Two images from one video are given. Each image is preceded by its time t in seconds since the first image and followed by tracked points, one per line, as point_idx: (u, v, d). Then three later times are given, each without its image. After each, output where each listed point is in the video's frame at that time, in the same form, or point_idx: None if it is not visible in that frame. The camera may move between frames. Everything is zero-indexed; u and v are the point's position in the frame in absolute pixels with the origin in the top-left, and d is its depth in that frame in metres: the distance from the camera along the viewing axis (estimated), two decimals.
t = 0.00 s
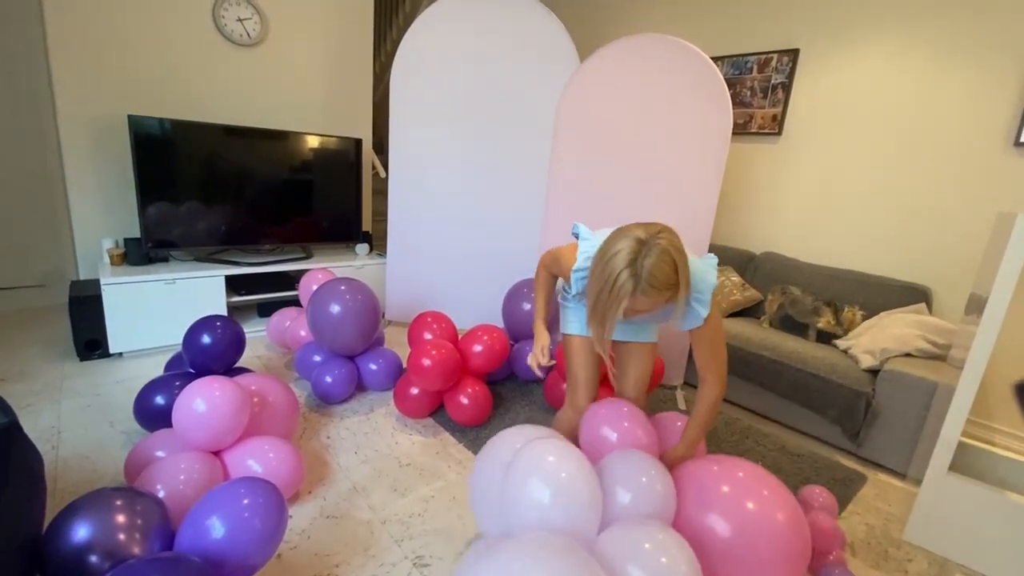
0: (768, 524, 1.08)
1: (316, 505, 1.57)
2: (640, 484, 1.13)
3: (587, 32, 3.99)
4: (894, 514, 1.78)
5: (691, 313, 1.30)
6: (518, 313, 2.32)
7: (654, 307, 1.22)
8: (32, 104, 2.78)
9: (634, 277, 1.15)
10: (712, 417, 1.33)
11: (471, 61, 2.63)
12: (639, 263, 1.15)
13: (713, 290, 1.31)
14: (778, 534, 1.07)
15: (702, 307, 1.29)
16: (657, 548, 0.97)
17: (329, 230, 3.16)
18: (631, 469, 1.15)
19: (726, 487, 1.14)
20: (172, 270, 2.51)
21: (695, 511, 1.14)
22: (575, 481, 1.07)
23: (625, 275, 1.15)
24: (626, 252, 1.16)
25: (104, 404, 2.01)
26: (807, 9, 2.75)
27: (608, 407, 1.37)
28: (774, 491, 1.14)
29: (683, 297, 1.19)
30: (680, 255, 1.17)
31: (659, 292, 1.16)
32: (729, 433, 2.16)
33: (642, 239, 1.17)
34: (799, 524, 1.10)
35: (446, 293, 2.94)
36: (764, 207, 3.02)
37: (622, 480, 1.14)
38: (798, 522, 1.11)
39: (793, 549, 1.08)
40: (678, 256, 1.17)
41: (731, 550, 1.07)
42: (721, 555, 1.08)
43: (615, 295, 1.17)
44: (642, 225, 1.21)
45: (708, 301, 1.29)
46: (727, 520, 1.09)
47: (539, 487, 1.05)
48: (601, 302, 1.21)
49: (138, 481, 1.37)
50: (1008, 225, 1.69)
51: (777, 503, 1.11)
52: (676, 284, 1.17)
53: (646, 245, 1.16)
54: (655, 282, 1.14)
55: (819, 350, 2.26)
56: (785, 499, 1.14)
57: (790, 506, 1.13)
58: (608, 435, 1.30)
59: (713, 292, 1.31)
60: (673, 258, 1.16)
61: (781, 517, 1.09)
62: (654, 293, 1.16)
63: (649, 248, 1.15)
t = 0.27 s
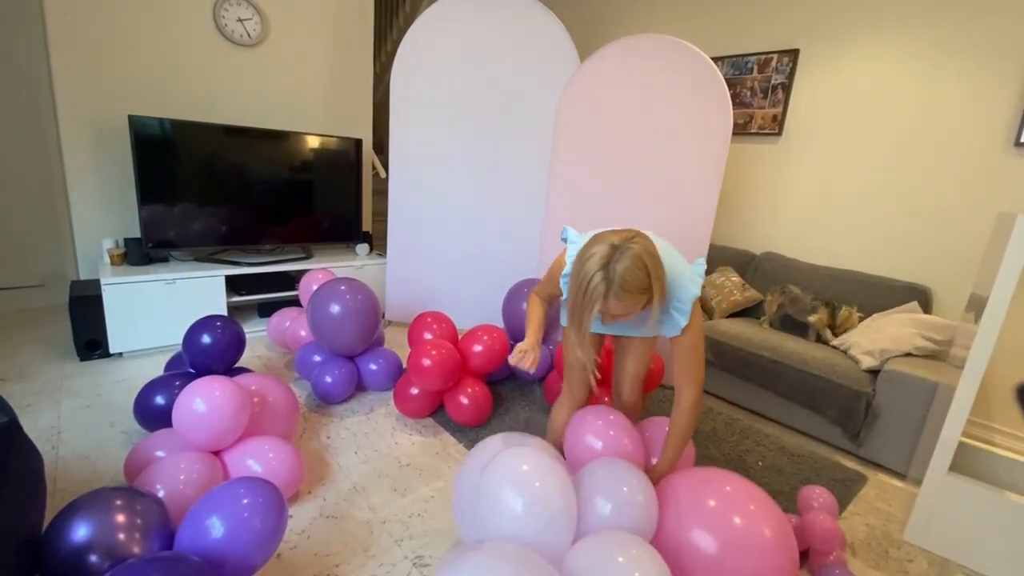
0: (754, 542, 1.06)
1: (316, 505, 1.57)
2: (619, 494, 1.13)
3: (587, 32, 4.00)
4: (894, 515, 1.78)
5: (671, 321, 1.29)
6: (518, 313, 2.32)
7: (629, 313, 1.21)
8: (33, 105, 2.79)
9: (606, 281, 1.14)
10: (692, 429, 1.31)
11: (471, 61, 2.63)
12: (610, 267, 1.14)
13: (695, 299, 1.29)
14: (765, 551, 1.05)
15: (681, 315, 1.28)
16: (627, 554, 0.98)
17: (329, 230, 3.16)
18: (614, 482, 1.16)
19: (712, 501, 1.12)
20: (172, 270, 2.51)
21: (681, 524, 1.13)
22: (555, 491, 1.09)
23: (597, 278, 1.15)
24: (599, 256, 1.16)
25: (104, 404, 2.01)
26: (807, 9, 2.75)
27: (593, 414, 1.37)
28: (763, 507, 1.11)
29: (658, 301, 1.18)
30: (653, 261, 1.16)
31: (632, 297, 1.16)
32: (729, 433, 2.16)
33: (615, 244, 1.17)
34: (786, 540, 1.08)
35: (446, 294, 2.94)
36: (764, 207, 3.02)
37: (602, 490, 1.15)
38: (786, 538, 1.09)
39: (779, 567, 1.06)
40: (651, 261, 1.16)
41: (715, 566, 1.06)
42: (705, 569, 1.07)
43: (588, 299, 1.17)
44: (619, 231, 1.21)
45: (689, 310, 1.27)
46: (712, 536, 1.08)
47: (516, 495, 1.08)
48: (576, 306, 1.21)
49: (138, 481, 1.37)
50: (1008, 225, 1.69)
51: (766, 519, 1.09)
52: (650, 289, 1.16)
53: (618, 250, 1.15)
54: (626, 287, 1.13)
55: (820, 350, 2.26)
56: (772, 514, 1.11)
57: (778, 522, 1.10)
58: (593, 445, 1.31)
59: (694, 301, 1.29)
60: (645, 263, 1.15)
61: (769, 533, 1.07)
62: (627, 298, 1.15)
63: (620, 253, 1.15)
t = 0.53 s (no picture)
0: (760, 562, 0.97)
1: (316, 505, 1.57)
2: (611, 504, 1.05)
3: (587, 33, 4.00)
4: (895, 516, 1.77)
5: (662, 310, 1.24)
6: (519, 314, 2.32)
7: (607, 303, 1.16)
8: (33, 106, 2.79)
9: (580, 267, 1.10)
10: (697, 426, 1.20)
11: (471, 62, 2.63)
12: (586, 253, 1.10)
13: (685, 286, 1.23)
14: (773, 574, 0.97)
15: (671, 301, 1.21)
16: None
17: (330, 230, 3.16)
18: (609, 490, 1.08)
19: (714, 515, 1.05)
20: (173, 270, 2.52)
21: (681, 541, 1.05)
22: (540, 500, 1.03)
23: (573, 264, 1.10)
24: (575, 242, 1.12)
25: (104, 405, 2.01)
26: (807, 10, 2.75)
27: (598, 408, 1.28)
28: (769, 524, 1.03)
29: (636, 289, 1.13)
30: (629, 245, 1.12)
31: (610, 284, 1.11)
32: (730, 434, 2.16)
33: (592, 230, 1.13)
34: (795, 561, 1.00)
35: (446, 294, 2.94)
36: (765, 208, 3.02)
37: (591, 498, 1.07)
38: (796, 560, 1.00)
39: None
40: (627, 246, 1.12)
41: None
42: None
43: (563, 288, 1.12)
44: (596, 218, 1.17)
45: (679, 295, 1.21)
46: (713, 554, 1.00)
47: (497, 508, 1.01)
48: (551, 297, 1.16)
49: (138, 482, 1.37)
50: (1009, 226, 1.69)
51: (773, 539, 1.00)
52: (626, 275, 1.12)
53: (595, 236, 1.12)
54: (600, 272, 1.09)
55: (820, 351, 2.26)
56: (780, 532, 1.03)
57: (787, 541, 1.01)
58: (596, 439, 1.22)
59: (684, 288, 1.23)
60: (621, 249, 1.11)
61: (778, 553, 0.99)
62: (602, 283, 1.10)
63: (597, 239, 1.11)
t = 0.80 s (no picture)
0: (766, 554, 0.97)
1: (317, 507, 1.57)
2: (633, 525, 0.94)
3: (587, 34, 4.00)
4: (896, 517, 1.77)
5: (658, 285, 1.28)
6: (519, 315, 2.32)
7: (591, 277, 1.20)
8: (34, 106, 2.79)
9: (561, 242, 1.14)
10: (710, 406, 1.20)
11: (472, 63, 2.63)
12: (566, 229, 1.14)
13: (678, 259, 1.27)
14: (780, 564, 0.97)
15: (665, 275, 1.26)
16: None
17: (330, 231, 3.16)
18: (628, 506, 0.96)
19: (718, 506, 1.04)
20: (174, 271, 2.52)
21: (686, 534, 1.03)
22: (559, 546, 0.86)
23: (554, 239, 1.15)
24: (557, 218, 1.16)
25: (105, 405, 2.01)
26: (808, 11, 2.75)
27: (600, 398, 1.12)
28: (774, 515, 1.03)
29: (619, 262, 1.16)
30: (609, 219, 1.15)
31: (591, 258, 1.15)
32: (731, 435, 2.16)
33: (572, 204, 1.16)
34: (800, 551, 1.00)
35: (447, 295, 2.94)
36: (766, 209, 3.02)
37: (610, 522, 0.95)
38: (800, 550, 1.00)
39: None
40: (607, 220, 1.14)
41: None
42: None
43: (547, 261, 1.18)
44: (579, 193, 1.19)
45: (672, 268, 1.26)
46: (720, 547, 0.99)
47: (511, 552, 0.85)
48: (537, 269, 1.23)
49: (138, 483, 1.37)
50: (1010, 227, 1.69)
51: (779, 530, 1.00)
52: (607, 248, 1.15)
53: (575, 211, 1.14)
54: (580, 246, 1.13)
55: (821, 352, 2.26)
56: (784, 522, 1.03)
57: (792, 532, 1.02)
58: (601, 432, 1.07)
59: (677, 261, 1.27)
60: (601, 223, 1.14)
61: (783, 545, 0.99)
62: (583, 257, 1.14)
63: (576, 213, 1.14)
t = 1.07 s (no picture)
0: (753, 508, 1.09)
1: (317, 507, 1.57)
2: (685, 532, 0.97)
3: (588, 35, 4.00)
4: (897, 518, 1.77)
5: (653, 268, 1.29)
6: (520, 315, 2.32)
7: (582, 252, 1.23)
8: (34, 106, 2.79)
9: (551, 216, 1.18)
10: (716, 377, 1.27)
11: (473, 63, 2.63)
12: (556, 204, 1.18)
13: (672, 241, 1.29)
14: (766, 516, 1.10)
15: (659, 256, 1.27)
16: None
17: (330, 231, 3.16)
18: (667, 513, 1.00)
19: (710, 469, 1.15)
20: (174, 271, 2.52)
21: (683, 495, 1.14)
22: None
23: (545, 215, 1.19)
24: (548, 194, 1.20)
25: (105, 405, 2.01)
26: (808, 12, 2.76)
27: (615, 400, 1.13)
28: (760, 475, 1.15)
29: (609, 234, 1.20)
30: (598, 193, 1.19)
31: (581, 230, 1.19)
32: (732, 436, 2.16)
33: (562, 181, 1.21)
34: (781, 500, 1.13)
35: (447, 295, 2.94)
36: (766, 209, 3.02)
37: (663, 534, 0.97)
38: (783, 503, 1.13)
39: (776, 529, 1.10)
40: (595, 194, 1.18)
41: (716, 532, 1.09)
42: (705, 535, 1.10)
43: (538, 237, 1.22)
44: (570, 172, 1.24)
45: (666, 248, 1.27)
46: (714, 505, 1.10)
47: None
48: (530, 247, 1.26)
49: (139, 483, 1.37)
50: (1011, 228, 1.69)
51: (765, 488, 1.13)
52: (596, 221, 1.19)
53: (564, 187, 1.19)
54: (570, 218, 1.16)
55: (821, 353, 2.25)
56: (768, 477, 1.16)
57: (776, 488, 1.14)
58: (623, 434, 1.07)
59: (671, 242, 1.28)
60: (591, 196, 1.18)
61: (768, 500, 1.11)
62: (573, 230, 1.17)
63: (565, 188, 1.18)
